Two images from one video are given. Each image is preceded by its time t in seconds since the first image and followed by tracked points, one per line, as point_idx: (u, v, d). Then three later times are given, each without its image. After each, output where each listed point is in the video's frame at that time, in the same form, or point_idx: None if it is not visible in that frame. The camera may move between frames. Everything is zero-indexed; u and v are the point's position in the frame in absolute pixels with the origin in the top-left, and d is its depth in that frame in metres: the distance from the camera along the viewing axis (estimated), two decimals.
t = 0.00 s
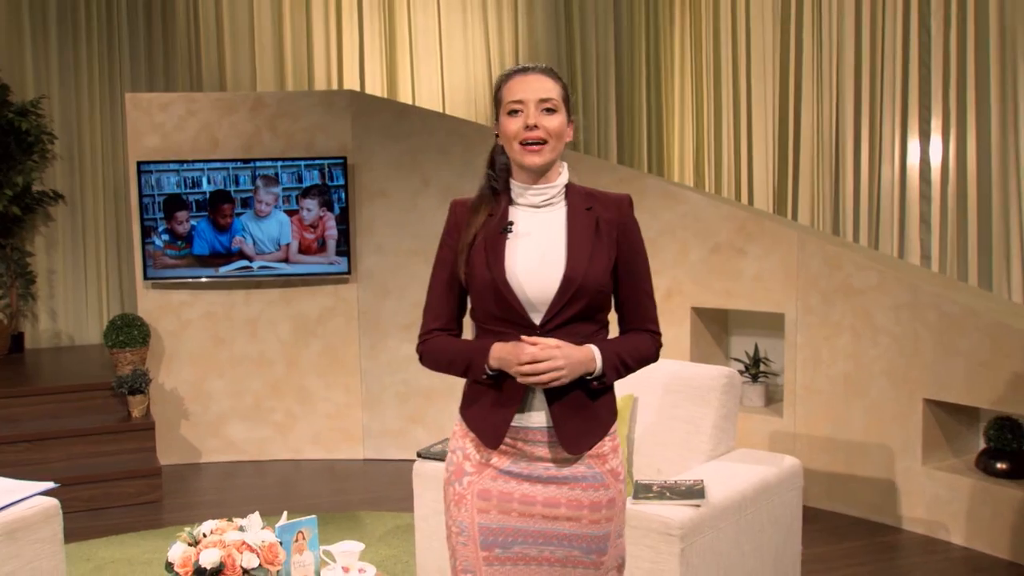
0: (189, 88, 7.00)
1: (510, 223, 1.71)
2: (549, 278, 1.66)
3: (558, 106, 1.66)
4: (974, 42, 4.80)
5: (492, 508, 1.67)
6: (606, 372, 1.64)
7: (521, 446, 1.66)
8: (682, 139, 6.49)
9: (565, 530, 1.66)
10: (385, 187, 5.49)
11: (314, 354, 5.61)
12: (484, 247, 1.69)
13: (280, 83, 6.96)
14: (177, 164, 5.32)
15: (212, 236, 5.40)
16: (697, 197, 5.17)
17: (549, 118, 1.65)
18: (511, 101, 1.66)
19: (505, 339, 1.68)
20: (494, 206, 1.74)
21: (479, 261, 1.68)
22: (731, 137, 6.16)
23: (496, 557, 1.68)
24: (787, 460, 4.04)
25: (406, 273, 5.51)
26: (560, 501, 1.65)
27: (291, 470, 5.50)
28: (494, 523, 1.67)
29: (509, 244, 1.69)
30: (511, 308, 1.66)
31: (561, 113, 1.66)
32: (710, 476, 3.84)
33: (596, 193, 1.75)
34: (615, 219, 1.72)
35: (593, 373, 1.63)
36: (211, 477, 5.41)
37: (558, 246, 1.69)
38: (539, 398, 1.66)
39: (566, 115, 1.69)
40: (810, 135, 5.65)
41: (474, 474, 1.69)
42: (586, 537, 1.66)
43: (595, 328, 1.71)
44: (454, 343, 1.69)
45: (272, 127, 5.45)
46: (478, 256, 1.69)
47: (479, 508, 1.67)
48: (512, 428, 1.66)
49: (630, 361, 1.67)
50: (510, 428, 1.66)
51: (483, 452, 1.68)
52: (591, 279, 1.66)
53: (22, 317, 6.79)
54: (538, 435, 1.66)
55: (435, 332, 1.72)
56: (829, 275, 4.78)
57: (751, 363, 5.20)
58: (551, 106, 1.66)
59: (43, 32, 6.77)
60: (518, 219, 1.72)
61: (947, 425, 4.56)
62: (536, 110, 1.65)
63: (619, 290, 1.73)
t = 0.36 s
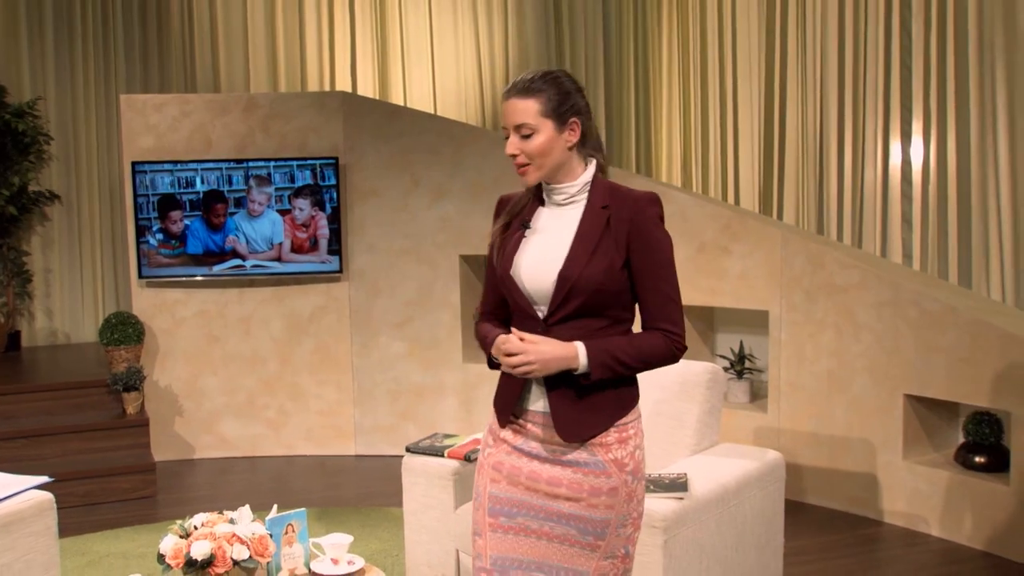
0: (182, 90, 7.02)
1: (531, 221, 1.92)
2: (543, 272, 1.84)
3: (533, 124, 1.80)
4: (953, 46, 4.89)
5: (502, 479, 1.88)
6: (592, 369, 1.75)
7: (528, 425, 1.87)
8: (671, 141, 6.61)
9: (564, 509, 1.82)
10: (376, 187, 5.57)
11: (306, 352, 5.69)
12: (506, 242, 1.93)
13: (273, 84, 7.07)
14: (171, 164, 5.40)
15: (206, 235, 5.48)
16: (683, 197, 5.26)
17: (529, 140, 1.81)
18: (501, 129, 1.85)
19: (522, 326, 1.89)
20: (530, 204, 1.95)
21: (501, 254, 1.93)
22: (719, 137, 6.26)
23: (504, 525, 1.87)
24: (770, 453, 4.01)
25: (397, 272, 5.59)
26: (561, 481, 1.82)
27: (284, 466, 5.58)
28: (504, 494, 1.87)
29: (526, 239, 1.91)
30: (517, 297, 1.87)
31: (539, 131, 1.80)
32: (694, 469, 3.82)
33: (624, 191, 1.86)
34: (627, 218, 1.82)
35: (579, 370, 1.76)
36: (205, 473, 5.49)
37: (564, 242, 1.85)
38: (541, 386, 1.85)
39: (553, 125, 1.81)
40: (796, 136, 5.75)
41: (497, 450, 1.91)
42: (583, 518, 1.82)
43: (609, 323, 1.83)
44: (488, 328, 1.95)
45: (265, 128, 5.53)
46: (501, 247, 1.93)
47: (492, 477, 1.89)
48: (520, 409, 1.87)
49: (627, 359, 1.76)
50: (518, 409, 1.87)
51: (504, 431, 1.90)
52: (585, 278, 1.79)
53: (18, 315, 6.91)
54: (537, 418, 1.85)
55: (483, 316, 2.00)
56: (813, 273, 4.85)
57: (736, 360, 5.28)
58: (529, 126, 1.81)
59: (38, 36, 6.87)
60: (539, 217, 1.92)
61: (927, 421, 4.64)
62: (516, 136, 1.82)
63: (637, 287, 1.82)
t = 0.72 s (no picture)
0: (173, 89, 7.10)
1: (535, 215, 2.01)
2: (524, 265, 1.93)
3: (526, 123, 1.87)
4: (938, 47, 4.94)
5: (503, 460, 2.01)
6: (537, 355, 1.84)
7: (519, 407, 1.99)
8: (661, 143, 6.67)
9: (548, 494, 1.92)
10: (365, 186, 5.61)
11: (296, 350, 5.72)
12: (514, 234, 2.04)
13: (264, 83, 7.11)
14: (162, 164, 5.43)
15: (196, 234, 5.50)
16: (670, 196, 5.30)
17: (521, 138, 1.88)
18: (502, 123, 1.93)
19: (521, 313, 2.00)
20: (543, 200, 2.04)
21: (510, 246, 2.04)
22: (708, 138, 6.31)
23: (505, 504, 2.00)
24: (755, 449, 4.04)
25: (386, 270, 5.62)
26: (543, 465, 1.92)
27: (274, 464, 5.61)
28: (504, 473, 2.00)
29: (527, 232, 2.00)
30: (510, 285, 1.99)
31: (530, 129, 1.87)
32: (680, 465, 3.84)
33: (612, 190, 1.87)
34: (603, 219, 1.83)
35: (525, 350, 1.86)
36: (196, 470, 5.51)
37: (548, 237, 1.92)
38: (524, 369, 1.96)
39: (545, 125, 1.87)
40: (785, 136, 5.79)
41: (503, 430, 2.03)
42: (562, 504, 1.90)
43: (584, 321, 1.87)
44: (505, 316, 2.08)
45: (255, 127, 5.56)
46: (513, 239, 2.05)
47: (496, 458, 2.02)
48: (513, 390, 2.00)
49: (574, 354, 1.81)
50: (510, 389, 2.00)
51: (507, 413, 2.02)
52: (552, 274, 1.86)
53: (9, 314, 6.94)
54: (518, 402, 1.96)
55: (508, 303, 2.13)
56: (799, 271, 4.88)
57: (723, 357, 5.32)
58: (522, 124, 1.88)
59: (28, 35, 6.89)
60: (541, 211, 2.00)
61: (911, 417, 4.68)
62: (511, 132, 1.90)
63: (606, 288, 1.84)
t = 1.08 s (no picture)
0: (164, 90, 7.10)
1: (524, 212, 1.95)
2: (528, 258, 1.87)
3: (578, 107, 1.86)
4: (925, 46, 4.96)
5: (505, 464, 1.87)
6: (591, 310, 1.72)
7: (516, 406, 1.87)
8: (651, 142, 6.70)
9: (558, 490, 1.83)
10: (356, 185, 5.62)
11: (286, 348, 5.73)
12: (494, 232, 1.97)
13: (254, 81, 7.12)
14: (152, 162, 5.45)
15: (186, 232, 5.51)
16: (659, 194, 5.32)
17: (567, 119, 1.85)
18: (539, 101, 1.88)
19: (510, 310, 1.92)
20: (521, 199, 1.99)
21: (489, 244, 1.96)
22: (698, 137, 6.33)
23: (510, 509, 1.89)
24: (742, 445, 4.06)
25: (376, 269, 5.64)
26: (552, 461, 1.82)
27: (265, 462, 5.61)
28: (507, 479, 1.88)
29: (514, 230, 1.94)
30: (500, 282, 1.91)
31: (581, 115, 1.86)
32: (666, 461, 3.86)
33: (612, 187, 1.87)
34: (612, 211, 1.84)
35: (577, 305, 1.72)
36: (186, 469, 5.52)
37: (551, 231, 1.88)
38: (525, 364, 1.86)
39: (588, 117, 1.88)
40: (774, 135, 5.82)
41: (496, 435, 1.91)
42: (575, 498, 1.82)
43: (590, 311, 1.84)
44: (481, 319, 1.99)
45: (246, 126, 5.56)
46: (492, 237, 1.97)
47: (496, 465, 1.89)
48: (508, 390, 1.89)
49: (616, 323, 1.73)
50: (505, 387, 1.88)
51: (500, 416, 1.90)
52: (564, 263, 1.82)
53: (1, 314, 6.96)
54: (520, 401, 1.85)
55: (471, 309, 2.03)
56: (787, 269, 4.90)
57: (712, 355, 5.35)
58: (572, 107, 1.86)
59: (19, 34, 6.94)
60: (532, 208, 1.95)
61: (898, 414, 4.70)
62: (557, 110, 1.85)
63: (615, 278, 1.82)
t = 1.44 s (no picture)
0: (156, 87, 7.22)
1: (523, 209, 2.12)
2: (552, 254, 2.06)
3: (563, 106, 2.02)
4: (914, 46, 4.97)
5: (519, 454, 2.10)
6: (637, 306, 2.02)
7: (535, 398, 2.10)
8: (642, 143, 6.71)
9: (572, 472, 2.06)
10: (347, 183, 5.64)
11: (278, 347, 5.74)
12: (496, 231, 2.12)
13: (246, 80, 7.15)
14: (143, 161, 5.45)
15: (178, 231, 5.52)
16: (649, 193, 5.33)
17: (555, 118, 2.01)
18: (525, 104, 2.02)
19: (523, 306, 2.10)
20: (512, 194, 2.15)
21: (495, 244, 2.11)
22: (689, 137, 6.35)
23: (525, 495, 2.12)
24: (730, 442, 4.07)
25: (368, 268, 5.65)
26: (570, 444, 2.06)
27: (256, 460, 5.62)
28: (520, 467, 2.11)
29: (522, 228, 2.10)
30: (522, 280, 2.07)
31: (566, 113, 2.02)
32: (654, 457, 3.87)
33: (602, 181, 2.13)
34: (614, 203, 2.10)
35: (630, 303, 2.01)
36: (177, 467, 5.52)
37: (562, 226, 2.09)
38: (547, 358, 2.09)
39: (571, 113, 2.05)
40: (764, 135, 5.84)
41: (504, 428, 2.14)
42: (589, 478, 2.06)
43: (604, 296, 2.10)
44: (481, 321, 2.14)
45: (237, 125, 5.57)
46: (494, 236, 2.12)
47: (510, 454, 2.11)
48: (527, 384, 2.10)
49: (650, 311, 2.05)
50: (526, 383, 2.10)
51: (513, 409, 2.13)
52: (590, 256, 2.05)
53: None
54: (543, 392, 2.09)
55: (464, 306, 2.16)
56: (776, 267, 4.92)
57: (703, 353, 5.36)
58: (558, 106, 2.02)
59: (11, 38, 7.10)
60: (529, 203, 2.12)
61: (887, 411, 4.72)
62: (545, 111, 2.01)
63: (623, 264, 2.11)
